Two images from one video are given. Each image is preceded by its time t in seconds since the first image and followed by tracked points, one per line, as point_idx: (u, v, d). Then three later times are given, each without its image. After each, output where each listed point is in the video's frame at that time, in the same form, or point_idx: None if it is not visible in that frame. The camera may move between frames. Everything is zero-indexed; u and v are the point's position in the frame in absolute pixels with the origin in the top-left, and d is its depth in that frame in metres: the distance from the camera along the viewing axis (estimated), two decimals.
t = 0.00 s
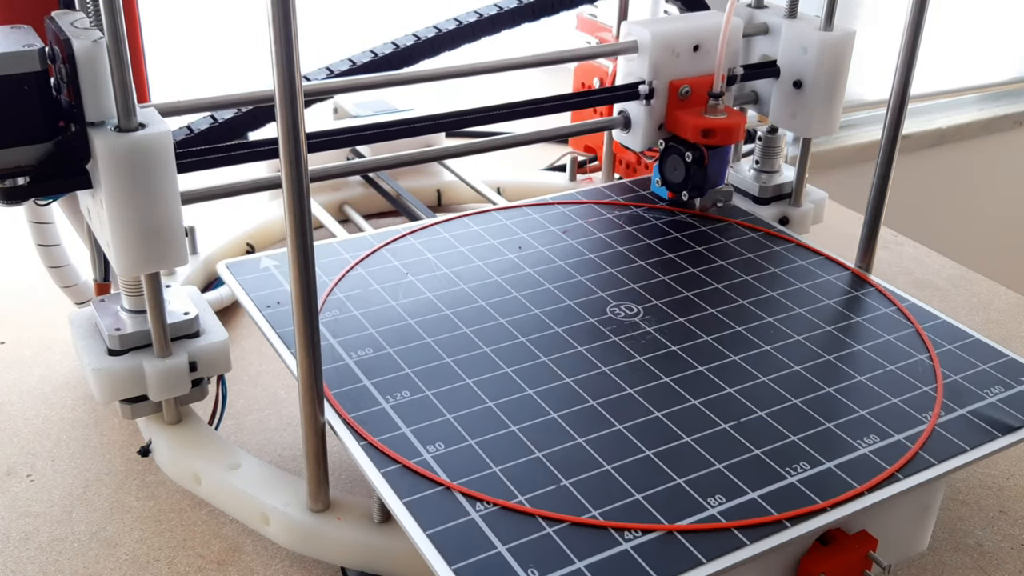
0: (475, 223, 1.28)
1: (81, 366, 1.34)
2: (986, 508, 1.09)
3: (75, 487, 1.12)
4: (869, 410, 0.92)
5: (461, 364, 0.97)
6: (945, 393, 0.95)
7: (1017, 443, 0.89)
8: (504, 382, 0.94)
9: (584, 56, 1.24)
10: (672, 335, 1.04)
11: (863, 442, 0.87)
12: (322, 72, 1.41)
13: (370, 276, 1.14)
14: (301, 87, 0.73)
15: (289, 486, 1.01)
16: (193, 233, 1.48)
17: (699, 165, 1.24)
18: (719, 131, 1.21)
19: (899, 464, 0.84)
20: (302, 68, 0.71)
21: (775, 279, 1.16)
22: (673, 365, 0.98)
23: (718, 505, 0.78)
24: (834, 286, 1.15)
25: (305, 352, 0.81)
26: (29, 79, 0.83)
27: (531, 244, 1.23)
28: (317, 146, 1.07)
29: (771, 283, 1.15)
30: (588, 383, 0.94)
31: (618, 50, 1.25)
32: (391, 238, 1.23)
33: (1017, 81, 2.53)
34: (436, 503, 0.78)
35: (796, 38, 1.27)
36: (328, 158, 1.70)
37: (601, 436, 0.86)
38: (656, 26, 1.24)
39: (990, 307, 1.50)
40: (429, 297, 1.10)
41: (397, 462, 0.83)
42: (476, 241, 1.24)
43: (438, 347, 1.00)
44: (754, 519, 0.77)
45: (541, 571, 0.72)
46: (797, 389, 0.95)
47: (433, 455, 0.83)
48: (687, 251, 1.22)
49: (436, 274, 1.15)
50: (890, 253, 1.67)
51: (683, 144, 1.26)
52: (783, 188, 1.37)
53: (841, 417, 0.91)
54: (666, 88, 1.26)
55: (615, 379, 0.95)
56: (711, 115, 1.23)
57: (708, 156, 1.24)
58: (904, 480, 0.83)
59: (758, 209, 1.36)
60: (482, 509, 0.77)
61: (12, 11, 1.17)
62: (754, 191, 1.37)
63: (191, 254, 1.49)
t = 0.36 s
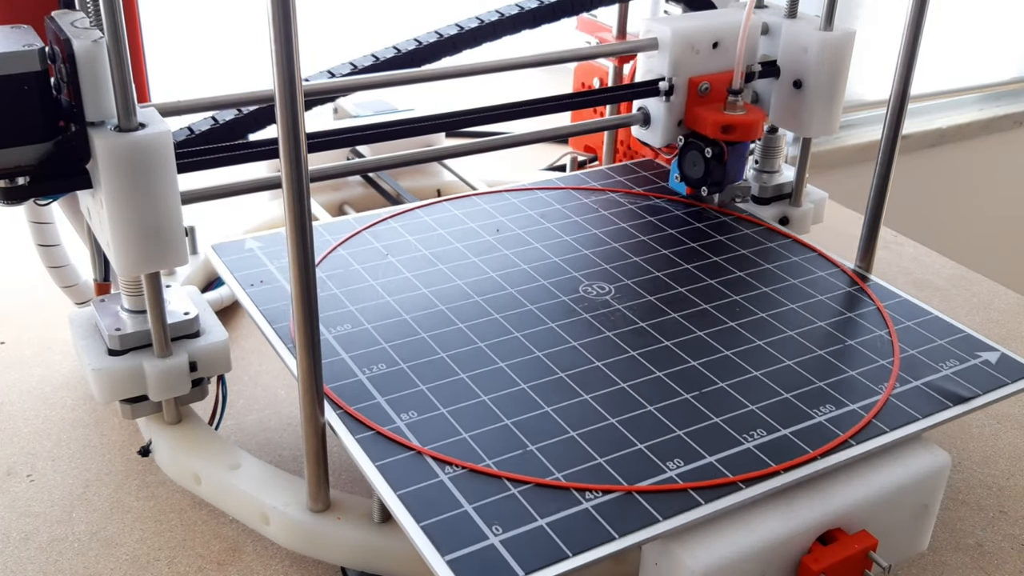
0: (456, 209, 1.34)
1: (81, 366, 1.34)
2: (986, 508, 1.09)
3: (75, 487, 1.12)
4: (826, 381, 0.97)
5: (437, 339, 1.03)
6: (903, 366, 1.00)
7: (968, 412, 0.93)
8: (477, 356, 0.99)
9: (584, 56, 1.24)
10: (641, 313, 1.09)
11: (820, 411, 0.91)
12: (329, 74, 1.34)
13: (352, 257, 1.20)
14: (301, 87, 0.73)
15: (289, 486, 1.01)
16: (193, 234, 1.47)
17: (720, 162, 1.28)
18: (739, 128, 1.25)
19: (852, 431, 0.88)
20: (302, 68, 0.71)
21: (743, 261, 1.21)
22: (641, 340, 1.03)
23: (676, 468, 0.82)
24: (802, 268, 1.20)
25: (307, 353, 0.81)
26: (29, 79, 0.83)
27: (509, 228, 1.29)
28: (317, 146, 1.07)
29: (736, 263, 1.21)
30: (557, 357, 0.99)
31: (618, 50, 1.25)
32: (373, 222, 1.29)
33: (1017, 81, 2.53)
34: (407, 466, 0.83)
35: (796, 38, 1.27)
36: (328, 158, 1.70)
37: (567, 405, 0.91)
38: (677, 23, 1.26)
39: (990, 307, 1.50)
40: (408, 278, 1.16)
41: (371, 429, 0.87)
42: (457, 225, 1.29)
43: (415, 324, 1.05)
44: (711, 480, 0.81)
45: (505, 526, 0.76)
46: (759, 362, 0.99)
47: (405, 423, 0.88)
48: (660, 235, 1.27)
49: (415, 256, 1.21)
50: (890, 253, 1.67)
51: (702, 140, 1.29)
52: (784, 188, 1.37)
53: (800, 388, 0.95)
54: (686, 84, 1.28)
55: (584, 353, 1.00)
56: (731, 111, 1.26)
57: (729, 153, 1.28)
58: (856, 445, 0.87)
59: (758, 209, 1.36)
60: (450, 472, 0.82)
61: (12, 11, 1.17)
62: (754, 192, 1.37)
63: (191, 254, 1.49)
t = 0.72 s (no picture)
0: (435, 191, 1.42)
1: (82, 366, 1.34)
2: (986, 508, 1.09)
3: (75, 487, 1.12)
4: (783, 352, 1.04)
5: (412, 314, 1.10)
6: (856, 339, 1.07)
7: (917, 381, 1.00)
8: (451, 330, 1.07)
9: (584, 56, 1.24)
10: (610, 290, 1.16)
11: (776, 379, 0.99)
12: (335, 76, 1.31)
13: (333, 237, 1.27)
14: (302, 89, 0.73)
15: (289, 485, 1.01)
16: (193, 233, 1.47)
17: (732, 159, 1.28)
18: (751, 125, 1.25)
19: (806, 398, 0.96)
20: (302, 70, 0.71)
21: (710, 240, 1.28)
22: (608, 315, 1.10)
23: (635, 431, 0.90)
24: (768, 247, 1.27)
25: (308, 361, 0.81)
26: (30, 79, 0.83)
27: (486, 210, 1.36)
28: (317, 146, 1.07)
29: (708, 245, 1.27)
30: (527, 330, 1.07)
31: (619, 50, 1.25)
32: (354, 205, 1.36)
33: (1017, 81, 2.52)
34: (380, 430, 0.90)
35: (796, 38, 1.27)
36: (328, 158, 1.70)
37: (534, 374, 0.99)
38: (690, 21, 1.27)
39: (990, 307, 1.50)
40: (386, 256, 1.23)
41: (345, 396, 0.95)
42: (435, 207, 1.36)
43: (392, 300, 1.13)
44: (668, 442, 0.88)
45: (468, 484, 0.83)
46: (719, 335, 1.07)
47: (379, 390, 0.95)
48: (637, 219, 1.33)
49: (395, 236, 1.28)
50: (890, 253, 1.67)
51: (714, 137, 1.29)
52: (783, 188, 1.37)
53: (756, 359, 1.03)
54: (698, 82, 1.29)
55: (553, 327, 1.08)
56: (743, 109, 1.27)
57: (740, 150, 1.27)
58: (809, 411, 0.94)
59: (758, 209, 1.37)
60: (419, 435, 0.89)
61: (12, 11, 1.17)
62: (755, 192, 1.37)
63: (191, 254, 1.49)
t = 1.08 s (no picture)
0: (416, 176, 1.45)
1: (82, 366, 1.34)
2: (986, 508, 1.09)
3: (75, 487, 1.12)
4: (746, 327, 1.08)
5: (389, 290, 1.13)
6: (818, 315, 1.11)
7: (875, 354, 1.04)
8: (426, 306, 1.10)
9: (584, 56, 1.24)
10: (582, 269, 1.20)
11: (737, 352, 1.02)
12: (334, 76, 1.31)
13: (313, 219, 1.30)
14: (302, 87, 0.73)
15: (289, 485, 1.01)
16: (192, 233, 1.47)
17: (737, 158, 1.29)
18: (755, 124, 1.25)
19: (765, 370, 0.99)
20: (302, 70, 0.71)
21: (681, 223, 1.32)
22: (579, 292, 1.14)
23: (599, 400, 0.93)
24: (737, 230, 1.31)
25: (306, 356, 0.81)
26: (30, 79, 0.83)
27: (465, 194, 1.40)
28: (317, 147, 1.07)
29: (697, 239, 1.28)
30: (500, 306, 1.10)
31: (619, 50, 1.25)
32: (337, 189, 1.39)
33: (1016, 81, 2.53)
34: (355, 398, 0.93)
35: (796, 38, 1.26)
36: (328, 158, 1.70)
37: (504, 347, 1.03)
38: (694, 20, 1.27)
39: (990, 307, 1.50)
40: (365, 237, 1.26)
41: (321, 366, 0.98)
42: (416, 191, 1.40)
43: (370, 277, 1.16)
44: (630, 410, 0.92)
45: (438, 448, 0.86)
46: (687, 312, 1.10)
47: (355, 362, 0.99)
48: (625, 212, 1.35)
49: (374, 218, 1.31)
50: (890, 253, 1.67)
51: (718, 137, 1.30)
52: (783, 188, 1.37)
53: (720, 333, 1.06)
54: (703, 81, 1.29)
55: (525, 303, 1.11)
56: (748, 108, 1.26)
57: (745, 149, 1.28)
58: (768, 382, 0.98)
59: (758, 209, 1.37)
60: (392, 404, 0.92)
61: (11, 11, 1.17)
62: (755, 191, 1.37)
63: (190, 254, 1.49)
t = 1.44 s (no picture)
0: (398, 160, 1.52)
1: (82, 366, 1.34)
2: (986, 508, 1.09)
3: (75, 487, 1.12)
4: (709, 302, 1.13)
5: (367, 267, 1.19)
6: (778, 290, 1.16)
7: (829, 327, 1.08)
8: (402, 281, 1.16)
9: (584, 56, 1.24)
10: (554, 248, 1.25)
11: (698, 325, 1.07)
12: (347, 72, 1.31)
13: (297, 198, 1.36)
14: (301, 87, 0.72)
15: (289, 485, 1.02)
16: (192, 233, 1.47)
17: (734, 159, 1.28)
18: (753, 125, 1.26)
19: (723, 340, 1.04)
20: (302, 70, 0.71)
21: (651, 206, 1.37)
22: (550, 270, 1.19)
23: (563, 368, 0.99)
24: (706, 211, 1.36)
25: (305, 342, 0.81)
26: (30, 79, 0.83)
27: (444, 177, 1.46)
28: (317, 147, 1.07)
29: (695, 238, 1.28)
30: (474, 283, 1.16)
31: (618, 50, 1.25)
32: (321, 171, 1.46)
33: (1016, 81, 2.53)
34: (330, 366, 0.99)
35: (796, 38, 1.26)
36: (328, 158, 1.70)
37: (475, 319, 1.08)
38: (693, 20, 1.27)
39: (990, 307, 1.50)
40: (345, 217, 1.31)
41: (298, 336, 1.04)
42: (396, 174, 1.46)
43: (348, 255, 1.21)
44: (592, 376, 0.97)
45: (406, 412, 0.91)
46: (652, 287, 1.16)
47: (331, 333, 1.04)
48: (624, 210, 1.36)
49: (355, 200, 1.37)
50: (890, 253, 1.67)
51: (717, 137, 1.29)
52: (783, 188, 1.37)
53: (683, 307, 1.11)
54: (701, 82, 1.29)
55: (497, 279, 1.17)
56: (746, 108, 1.27)
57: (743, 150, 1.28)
58: (726, 352, 1.03)
59: (758, 209, 1.37)
60: (365, 370, 0.98)
61: (11, 12, 1.17)
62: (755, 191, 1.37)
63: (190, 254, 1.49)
